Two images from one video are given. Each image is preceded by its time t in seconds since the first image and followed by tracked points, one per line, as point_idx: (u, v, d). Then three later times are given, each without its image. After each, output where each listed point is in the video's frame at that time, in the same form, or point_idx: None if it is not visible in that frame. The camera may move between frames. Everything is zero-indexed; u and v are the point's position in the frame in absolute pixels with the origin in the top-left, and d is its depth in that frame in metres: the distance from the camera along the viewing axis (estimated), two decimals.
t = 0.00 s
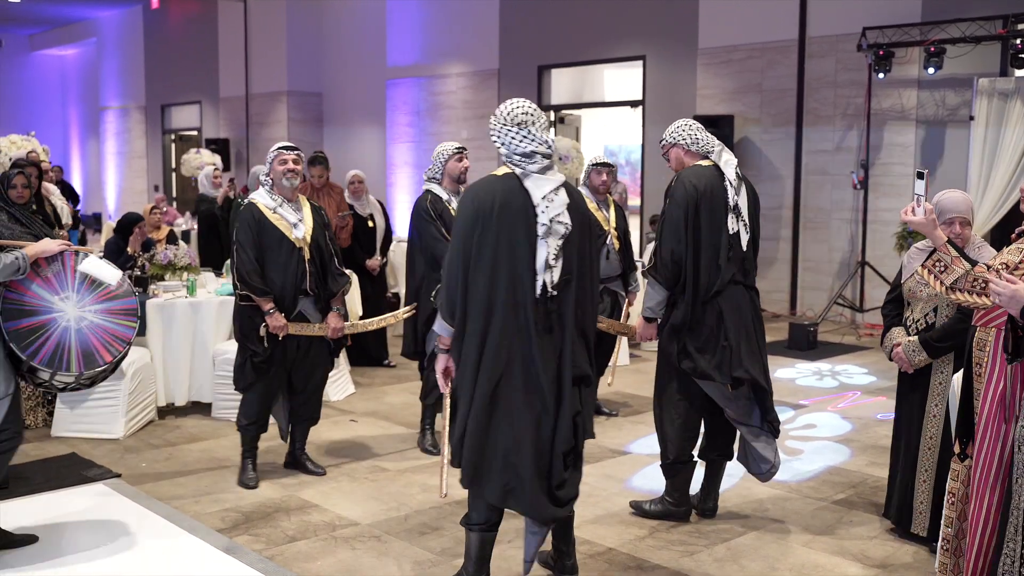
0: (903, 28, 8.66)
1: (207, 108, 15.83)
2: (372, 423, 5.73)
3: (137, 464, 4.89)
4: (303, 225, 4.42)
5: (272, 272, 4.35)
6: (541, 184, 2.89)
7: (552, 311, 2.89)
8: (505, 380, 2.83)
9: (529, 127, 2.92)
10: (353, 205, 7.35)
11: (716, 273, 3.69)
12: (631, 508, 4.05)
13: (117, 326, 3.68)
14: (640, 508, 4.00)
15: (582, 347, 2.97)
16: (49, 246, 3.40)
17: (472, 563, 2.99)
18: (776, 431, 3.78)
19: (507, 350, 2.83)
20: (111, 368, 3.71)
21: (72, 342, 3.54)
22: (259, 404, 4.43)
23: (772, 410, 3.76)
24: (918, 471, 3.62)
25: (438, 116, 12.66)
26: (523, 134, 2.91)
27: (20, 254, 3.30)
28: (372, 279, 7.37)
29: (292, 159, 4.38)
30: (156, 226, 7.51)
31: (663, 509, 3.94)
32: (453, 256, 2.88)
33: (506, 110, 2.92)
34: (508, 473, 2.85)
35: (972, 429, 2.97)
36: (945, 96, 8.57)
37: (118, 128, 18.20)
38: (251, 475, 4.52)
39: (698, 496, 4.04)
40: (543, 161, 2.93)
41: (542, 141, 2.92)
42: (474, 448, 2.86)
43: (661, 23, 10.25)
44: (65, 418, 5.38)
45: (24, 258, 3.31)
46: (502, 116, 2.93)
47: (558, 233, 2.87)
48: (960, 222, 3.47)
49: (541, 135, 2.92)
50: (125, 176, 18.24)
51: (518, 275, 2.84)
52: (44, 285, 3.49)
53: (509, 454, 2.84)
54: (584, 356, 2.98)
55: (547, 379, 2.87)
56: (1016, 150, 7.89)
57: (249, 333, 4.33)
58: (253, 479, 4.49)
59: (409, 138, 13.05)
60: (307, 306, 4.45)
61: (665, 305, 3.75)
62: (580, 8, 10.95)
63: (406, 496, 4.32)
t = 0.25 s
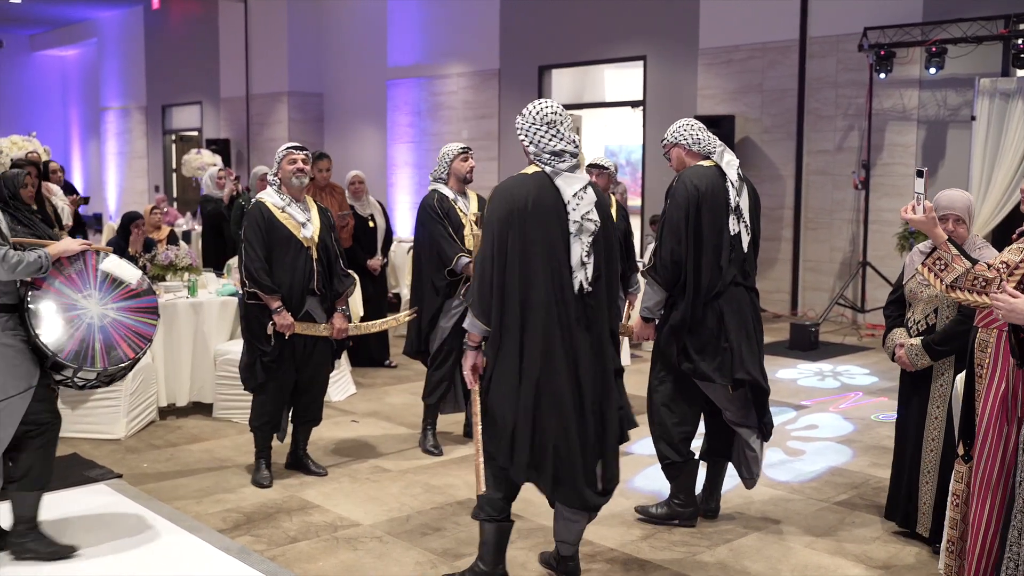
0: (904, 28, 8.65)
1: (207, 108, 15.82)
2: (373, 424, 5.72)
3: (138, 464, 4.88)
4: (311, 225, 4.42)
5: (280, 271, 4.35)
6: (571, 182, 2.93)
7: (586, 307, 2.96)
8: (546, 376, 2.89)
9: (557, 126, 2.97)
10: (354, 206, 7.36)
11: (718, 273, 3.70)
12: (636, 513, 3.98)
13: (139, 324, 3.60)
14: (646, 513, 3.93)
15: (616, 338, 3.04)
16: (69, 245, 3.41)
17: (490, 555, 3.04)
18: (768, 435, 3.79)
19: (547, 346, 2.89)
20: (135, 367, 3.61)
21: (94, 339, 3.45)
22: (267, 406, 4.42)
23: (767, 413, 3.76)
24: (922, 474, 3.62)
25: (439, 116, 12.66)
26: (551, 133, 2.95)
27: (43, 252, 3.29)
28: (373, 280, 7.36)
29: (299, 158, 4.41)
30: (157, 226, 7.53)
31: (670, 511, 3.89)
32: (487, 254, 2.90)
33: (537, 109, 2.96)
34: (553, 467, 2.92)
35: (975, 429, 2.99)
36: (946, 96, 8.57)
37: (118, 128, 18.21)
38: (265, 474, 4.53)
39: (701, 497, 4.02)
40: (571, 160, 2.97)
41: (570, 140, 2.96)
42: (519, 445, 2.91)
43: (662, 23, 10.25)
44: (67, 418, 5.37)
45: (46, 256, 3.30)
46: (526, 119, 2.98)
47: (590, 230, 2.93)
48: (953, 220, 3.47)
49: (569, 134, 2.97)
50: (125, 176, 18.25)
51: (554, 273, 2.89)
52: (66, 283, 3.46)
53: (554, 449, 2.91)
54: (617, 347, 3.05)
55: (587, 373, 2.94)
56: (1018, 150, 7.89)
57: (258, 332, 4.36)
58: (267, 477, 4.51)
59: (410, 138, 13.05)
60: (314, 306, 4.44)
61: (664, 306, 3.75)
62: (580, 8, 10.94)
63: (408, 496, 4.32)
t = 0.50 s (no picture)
0: (907, 26, 8.64)
1: (210, 107, 15.83)
2: (376, 421, 5.72)
3: (141, 461, 4.89)
4: (313, 223, 4.43)
5: (280, 267, 4.36)
6: (582, 177, 2.95)
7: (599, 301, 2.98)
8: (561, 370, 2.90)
9: (567, 121, 2.98)
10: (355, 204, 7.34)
11: (709, 270, 3.69)
12: (637, 512, 3.98)
13: (164, 328, 3.62)
14: (648, 514, 3.92)
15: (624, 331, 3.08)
16: (100, 246, 3.43)
17: (502, 550, 3.07)
18: (758, 433, 3.77)
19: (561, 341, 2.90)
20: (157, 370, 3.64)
21: (119, 340, 3.49)
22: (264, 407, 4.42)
23: (757, 411, 3.74)
24: (921, 470, 3.63)
25: (441, 115, 12.67)
26: (562, 128, 2.96)
27: (74, 253, 3.35)
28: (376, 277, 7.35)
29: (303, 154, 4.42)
30: (159, 224, 7.51)
31: (673, 514, 3.88)
32: (501, 248, 2.88)
33: (549, 104, 2.97)
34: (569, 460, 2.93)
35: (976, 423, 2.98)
36: (949, 94, 8.56)
37: (121, 127, 18.23)
38: (267, 471, 4.53)
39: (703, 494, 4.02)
40: (580, 154, 2.98)
41: (581, 135, 2.98)
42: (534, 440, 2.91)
43: (665, 22, 10.24)
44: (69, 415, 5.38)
45: (77, 258, 3.36)
46: (536, 114, 2.98)
47: (599, 224, 2.95)
48: (941, 214, 3.48)
49: (580, 129, 2.98)
50: (128, 175, 18.27)
51: (568, 268, 2.90)
52: (95, 284, 3.51)
53: (569, 443, 2.92)
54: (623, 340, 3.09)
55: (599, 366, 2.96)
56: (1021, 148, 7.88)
57: (258, 329, 4.35)
58: (269, 474, 4.51)
59: (412, 137, 13.05)
60: (314, 303, 4.44)
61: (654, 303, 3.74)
62: (582, 7, 10.94)
63: (410, 493, 4.33)
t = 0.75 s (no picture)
0: (909, 26, 8.64)
1: (213, 107, 15.85)
2: (378, 420, 5.73)
3: (144, 459, 4.90)
4: (308, 222, 4.42)
5: (276, 267, 4.36)
6: (576, 177, 2.94)
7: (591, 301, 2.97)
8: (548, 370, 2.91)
9: (562, 120, 2.97)
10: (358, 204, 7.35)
11: (697, 271, 3.68)
12: (637, 511, 3.99)
13: (200, 324, 3.84)
14: (648, 513, 3.93)
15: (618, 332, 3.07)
16: (138, 243, 3.60)
17: (489, 558, 3.03)
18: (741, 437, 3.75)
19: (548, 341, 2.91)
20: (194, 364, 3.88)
21: (158, 336, 3.72)
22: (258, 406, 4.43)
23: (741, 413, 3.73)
24: (916, 468, 3.63)
25: (444, 115, 12.68)
26: (556, 127, 2.95)
27: (112, 254, 3.47)
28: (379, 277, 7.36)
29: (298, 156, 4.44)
30: (161, 224, 7.51)
31: (673, 513, 3.89)
32: (489, 247, 2.89)
33: (542, 103, 2.95)
34: (558, 460, 2.94)
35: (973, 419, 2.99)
36: (952, 94, 8.55)
37: (124, 127, 18.25)
38: (256, 471, 4.51)
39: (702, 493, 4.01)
40: (574, 153, 2.97)
41: (574, 135, 2.97)
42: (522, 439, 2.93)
43: (667, 21, 10.24)
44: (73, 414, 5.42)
45: (116, 258, 3.48)
46: (529, 113, 2.97)
47: (592, 225, 2.95)
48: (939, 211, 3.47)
49: (573, 128, 2.97)
50: (131, 175, 18.29)
51: (558, 268, 2.91)
52: (135, 281, 3.69)
53: (558, 443, 2.93)
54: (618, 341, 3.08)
55: (590, 367, 2.96)
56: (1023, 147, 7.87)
57: (255, 329, 4.37)
58: (258, 475, 4.49)
59: (415, 137, 13.07)
60: (313, 302, 4.45)
61: (645, 304, 3.77)
62: (584, 6, 10.96)
63: (412, 490, 4.34)
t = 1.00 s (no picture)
0: (910, 27, 8.65)
1: (215, 107, 15.87)
2: (380, 420, 5.75)
3: (146, 459, 4.92)
4: (298, 222, 4.44)
5: (268, 269, 4.36)
6: (549, 181, 2.94)
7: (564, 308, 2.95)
8: (517, 377, 2.88)
9: (538, 122, 2.98)
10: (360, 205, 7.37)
11: (692, 273, 3.69)
12: (638, 511, 3.99)
13: (222, 329, 3.92)
14: (648, 513, 3.93)
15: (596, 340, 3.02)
16: (167, 245, 3.66)
17: (489, 559, 3.05)
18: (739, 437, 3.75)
19: (518, 347, 2.88)
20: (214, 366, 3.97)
21: (181, 339, 3.80)
22: (258, 407, 4.45)
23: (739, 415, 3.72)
24: (912, 468, 3.64)
25: (445, 116, 12.69)
26: (531, 130, 2.96)
27: (143, 254, 3.53)
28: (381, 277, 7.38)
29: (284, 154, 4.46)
30: (163, 225, 7.50)
31: (674, 513, 3.89)
32: (460, 251, 2.92)
33: (518, 104, 2.97)
34: (525, 468, 2.91)
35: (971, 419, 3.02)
36: (953, 95, 8.55)
37: (126, 128, 18.29)
38: (256, 471, 4.53)
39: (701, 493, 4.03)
40: (550, 156, 2.98)
41: (550, 137, 2.98)
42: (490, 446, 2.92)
43: (668, 22, 10.25)
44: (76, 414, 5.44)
45: (146, 258, 3.54)
46: (507, 112, 2.99)
47: (566, 229, 2.92)
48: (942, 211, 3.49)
49: (549, 131, 2.98)
50: (133, 176, 18.33)
51: (529, 273, 2.89)
52: (162, 284, 3.76)
53: (526, 450, 2.90)
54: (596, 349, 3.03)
55: (562, 374, 2.92)
56: None
57: (248, 330, 4.37)
58: (259, 475, 4.51)
59: (417, 137, 13.08)
60: (303, 303, 4.47)
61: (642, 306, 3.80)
62: (586, 7, 10.97)
63: (414, 490, 4.35)
